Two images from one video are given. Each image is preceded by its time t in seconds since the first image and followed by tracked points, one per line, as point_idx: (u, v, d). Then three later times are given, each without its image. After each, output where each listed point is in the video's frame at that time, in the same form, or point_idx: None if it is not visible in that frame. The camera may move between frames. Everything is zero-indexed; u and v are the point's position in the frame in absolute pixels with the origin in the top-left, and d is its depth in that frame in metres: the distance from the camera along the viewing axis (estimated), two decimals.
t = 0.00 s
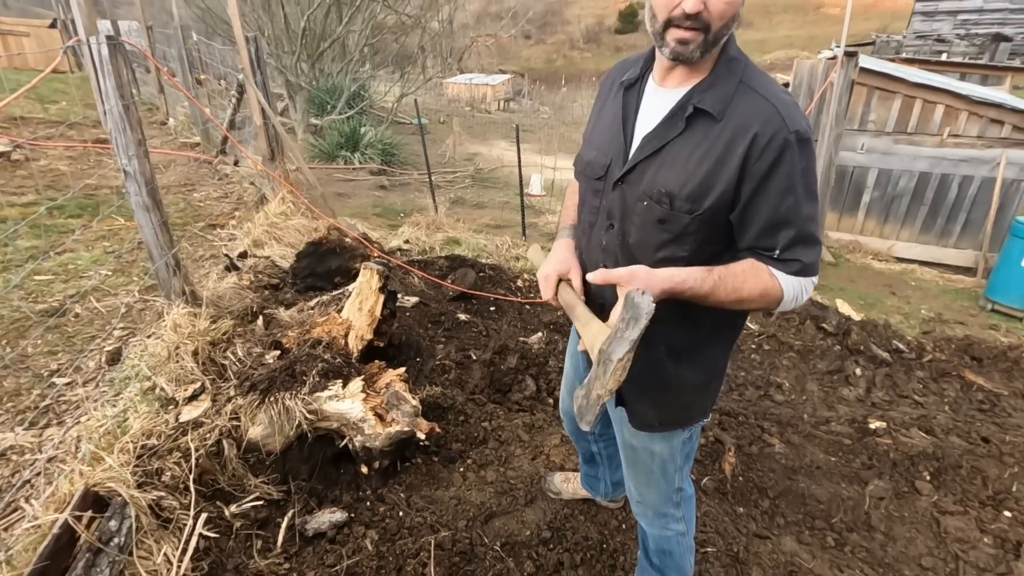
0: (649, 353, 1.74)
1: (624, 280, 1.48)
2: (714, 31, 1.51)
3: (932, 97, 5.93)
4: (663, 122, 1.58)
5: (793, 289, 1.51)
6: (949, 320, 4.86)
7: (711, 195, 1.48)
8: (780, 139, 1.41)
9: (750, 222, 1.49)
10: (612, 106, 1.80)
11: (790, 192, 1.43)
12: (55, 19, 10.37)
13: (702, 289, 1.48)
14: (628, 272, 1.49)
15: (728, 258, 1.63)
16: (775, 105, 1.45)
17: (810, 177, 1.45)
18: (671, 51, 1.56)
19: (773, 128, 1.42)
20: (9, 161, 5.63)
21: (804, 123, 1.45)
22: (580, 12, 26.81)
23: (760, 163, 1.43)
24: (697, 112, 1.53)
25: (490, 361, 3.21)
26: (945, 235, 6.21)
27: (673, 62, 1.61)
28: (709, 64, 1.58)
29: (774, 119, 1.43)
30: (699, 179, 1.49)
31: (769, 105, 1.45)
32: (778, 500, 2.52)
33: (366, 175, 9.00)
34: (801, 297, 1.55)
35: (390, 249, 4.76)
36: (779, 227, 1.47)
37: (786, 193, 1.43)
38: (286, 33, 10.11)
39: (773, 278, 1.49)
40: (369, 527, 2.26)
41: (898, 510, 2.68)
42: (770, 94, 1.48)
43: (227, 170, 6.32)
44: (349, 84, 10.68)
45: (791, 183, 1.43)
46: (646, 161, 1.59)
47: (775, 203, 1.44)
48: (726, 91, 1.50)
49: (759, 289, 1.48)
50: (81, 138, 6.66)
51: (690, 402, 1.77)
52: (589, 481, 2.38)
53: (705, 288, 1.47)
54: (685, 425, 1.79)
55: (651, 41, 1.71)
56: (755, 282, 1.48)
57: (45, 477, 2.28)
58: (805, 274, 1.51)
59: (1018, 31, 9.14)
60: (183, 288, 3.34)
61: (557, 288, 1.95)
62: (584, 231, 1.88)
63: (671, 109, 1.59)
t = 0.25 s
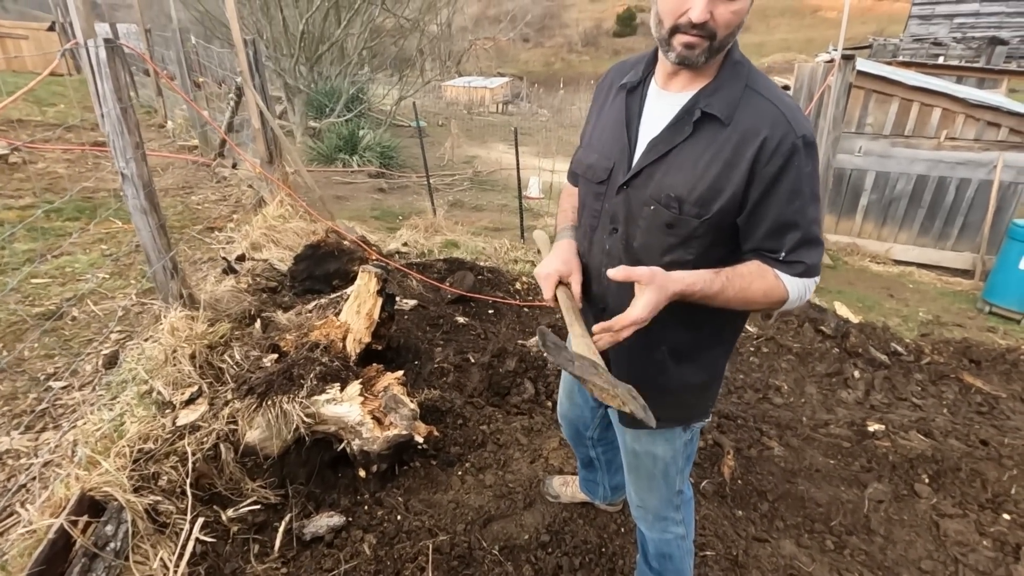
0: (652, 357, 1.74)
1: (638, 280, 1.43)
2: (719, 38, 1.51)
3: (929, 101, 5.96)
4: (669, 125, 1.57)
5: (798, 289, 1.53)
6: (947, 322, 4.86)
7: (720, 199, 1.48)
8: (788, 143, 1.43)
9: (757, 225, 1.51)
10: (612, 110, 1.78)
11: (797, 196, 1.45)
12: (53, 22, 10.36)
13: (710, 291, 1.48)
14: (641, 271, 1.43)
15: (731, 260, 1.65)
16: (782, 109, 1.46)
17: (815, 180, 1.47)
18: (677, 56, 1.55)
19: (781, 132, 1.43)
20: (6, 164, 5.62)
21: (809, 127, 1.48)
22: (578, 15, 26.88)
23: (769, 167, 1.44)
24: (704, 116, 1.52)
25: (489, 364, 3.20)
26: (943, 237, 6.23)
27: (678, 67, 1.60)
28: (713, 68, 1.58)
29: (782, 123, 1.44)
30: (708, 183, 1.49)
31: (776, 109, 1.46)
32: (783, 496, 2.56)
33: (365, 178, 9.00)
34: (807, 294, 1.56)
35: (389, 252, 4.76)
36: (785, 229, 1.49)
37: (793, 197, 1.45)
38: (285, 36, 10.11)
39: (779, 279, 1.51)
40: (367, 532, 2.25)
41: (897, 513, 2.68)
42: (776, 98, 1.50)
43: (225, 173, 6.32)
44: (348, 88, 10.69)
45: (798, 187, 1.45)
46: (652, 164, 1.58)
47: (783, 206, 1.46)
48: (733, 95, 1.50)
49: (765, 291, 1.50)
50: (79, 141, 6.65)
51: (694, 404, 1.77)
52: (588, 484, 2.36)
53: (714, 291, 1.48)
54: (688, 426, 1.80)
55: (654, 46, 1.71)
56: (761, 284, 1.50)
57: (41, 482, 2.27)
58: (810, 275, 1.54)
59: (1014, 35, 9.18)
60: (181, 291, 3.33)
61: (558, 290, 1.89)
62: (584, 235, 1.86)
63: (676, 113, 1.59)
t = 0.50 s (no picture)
0: (658, 360, 1.76)
1: (649, 302, 1.48)
2: (719, 48, 1.52)
3: (926, 103, 6.03)
4: (676, 128, 1.57)
5: (811, 282, 1.54)
6: (945, 324, 4.87)
7: (732, 197, 1.49)
8: (798, 139, 1.45)
9: (770, 222, 1.51)
10: (613, 116, 1.78)
11: (809, 190, 1.46)
12: (52, 24, 10.38)
13: (724, 299, 1.51)
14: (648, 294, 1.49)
15: (741, 260, 1.65)
16: (789, 108, 1.49)
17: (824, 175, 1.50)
18: (678, 65, 1.56)
19: (791, 130, 1.45)
20: (4, 166, 5.62)
21: (814, 124, 1.51)
22: (576, 18, 26.96)
23: (780, 165, 1.45)
24: (711, 118, 1.53)
25: (487, 366, 3.21)
26: (941, 239, 6.24)
27: (679, 74, 1.61)
28: (716, 72, 1.59)
29: (791, 121, 1.46)
30: (720, 182, 1.50)
31: (783, 107, 1.49)
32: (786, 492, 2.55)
33: (363, 180, 9.01)
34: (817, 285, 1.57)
35: (387, 254, 4.76)
36: (799, 224, 1.50)
37: (806, 192, 1.46)
38: (284, 38, 10.13)
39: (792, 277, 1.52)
40: (364, 534, 2.25)
41: (895, 515, 2.68)
42: (781, 97, 1.52)
43: (223, 175, 6.33)
44: (347, 90, 10.71)
45: (810, 182, 1.46)
46: (661, 167, 1.58)
47: (796, 202, 1.47)
48: (739, 97, 1.51)
49: (780, 289, 1.51)
50: (78, 143, 6.66)
51: (694, 408, 1.77)
52: (585, 487, 2.36)
53: (725, 299, 1.50)
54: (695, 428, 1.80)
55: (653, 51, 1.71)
56: (774, 282, 1.52)
57: (37, 484, 2.27)
58: (822, 268, 1.54)
59: (1010, 39, 9.23)
60: (179, 293, 3.33)
61: (558, 310, 1.89)
62: (586, 242, 1.85)
63: (682, 116, 1.59)
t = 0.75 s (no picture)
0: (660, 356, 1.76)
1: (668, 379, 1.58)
2: (708, 53, 1.53)
3: (923, 105, 6.00)
4: (672, 131, 1.58)
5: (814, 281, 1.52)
6: (942, 326, 4.88)
7: (730, 197, 1.50)
8: (794, 138, 1.45)
9: (769, 221, 1.50)
10: (608, 119, 1.78)
11: (807, 188, 1.46)
12: (51, 26, 10.40)
13: (733, 342, 1.55)
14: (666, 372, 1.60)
15: (741, 261, 1.64)
16: (784, 107, 1.49)
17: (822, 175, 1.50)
18: (668, 70, 1.57)
19: (787, 129, 1.46)
20: (3, 168, 5.63)
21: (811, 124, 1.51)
22: (576, 21, 27.05)
23: (778, 164, 1.45)
24: (707, 119, 1.54)
25: (485, 367, 3.21)
26: (938, 241, 6.25)
27: (670, 78, 1.62)
28: (708, 76, 1.59)
29: (787, 121, 1.47)
30: (717, 183, 1.50)
31: (778, 107, 1.50)
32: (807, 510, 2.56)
33: (362, 181, 9.03)
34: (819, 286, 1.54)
35: (386, 256, 4.77)
36: (799, 222, 1.49)
37: (804, 190, 1.46)
38: (283, 40, 10.15)
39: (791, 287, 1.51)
40: (361, 535, 2.25)
41: (892, 516, 2.68)
42: (777, 98, 1.52)
43: (222, 177, 6.33)
44: (346, 92, 10.73)
45: (808, 181, 1.46)
46: (659, 169, 1.59)
47: (794, 200, 1.46)
48: (733, 98, 1.52)
49: (779, 306, 1.52)
50: (76, 145, 6.66)
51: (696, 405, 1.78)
52: (583, 488, 2.35)
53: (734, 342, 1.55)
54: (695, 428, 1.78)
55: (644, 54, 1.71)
56: (772, 301, 1.53)
57: (34, 485, 2.26)
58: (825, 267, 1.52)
59: (1008, 41, 9.25)
60: (177, 294, 3.33)
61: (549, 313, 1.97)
62: (584, 245, 1.86)
63: (677, 119, 1.60)
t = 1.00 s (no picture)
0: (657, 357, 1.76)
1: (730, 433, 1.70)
2: (701, 52, 1.53)
3: (922, 107, 6.00)
4: (666, 132, 1.59)
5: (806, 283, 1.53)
6: (941, 327, 4.88)
7: (723, 198, 1.50)
8: (786, 139, 1.46)
9: (762, 222, 1.50)
10: (603, 121, 1.79)
11: (799, 188, 1.46)
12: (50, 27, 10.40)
13: (766, 377, 1.61)
14: (726, 424, 1.71)
15: (735, 262, 1.64)
16: (777, 107, 1.49)
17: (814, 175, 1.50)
18: (661, 69, 1.58)
19: (779, 129, 1.46)
20: (2, 169, 5.63)
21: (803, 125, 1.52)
22: (575, 22, 27.09)
23: (770, 164, 1.46)
24: (700, 120, 1.54)
25: (484, 368, 3.22)
26: (937, 242, 6.26)
27: (664, 78, 1.62)
28: (701, 76, 1.60)
29: (779, 121, 1.47)
30: (710, 183, 1.51)
31: (771, 107, 1.50)
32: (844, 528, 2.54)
33: (361, 183, 9.03)
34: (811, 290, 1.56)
35: (384, 257, 4.77)
36: (792, 223, 1.48)
37: (797, 190, 1.46)
38: (282, 41, 10.15)
39: (771, 299, 1.56)
40: (360, 536, 2.25)
41: (891, 517, 2.68)
42: (769, 98, 1.53)
43: (221, 178, 6.34)
44: (345, 93, 10.73)
45: (799, 181, 1.46)
46: (652, 170, 1.59)
47: (787, 201, 1.46)
48: (726, 98, 1.53)
49: (786, 326, 1.55)
50: (75, 146, 6.66)
51: (690, 403, 1.80)
52: (581, 489, 2.35)
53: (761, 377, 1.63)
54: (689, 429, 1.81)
55: (638, 56, 1.72)
56: (778, 324, 1.56)
57: (32, 486, 2.26)
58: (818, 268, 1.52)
59: (1006, 42, 9.27)
60: (175, 295, 3.33)
61: (540, 314, 2.00)
62: (580, 247, 1.86)
63: (671, 119, 1.61)
